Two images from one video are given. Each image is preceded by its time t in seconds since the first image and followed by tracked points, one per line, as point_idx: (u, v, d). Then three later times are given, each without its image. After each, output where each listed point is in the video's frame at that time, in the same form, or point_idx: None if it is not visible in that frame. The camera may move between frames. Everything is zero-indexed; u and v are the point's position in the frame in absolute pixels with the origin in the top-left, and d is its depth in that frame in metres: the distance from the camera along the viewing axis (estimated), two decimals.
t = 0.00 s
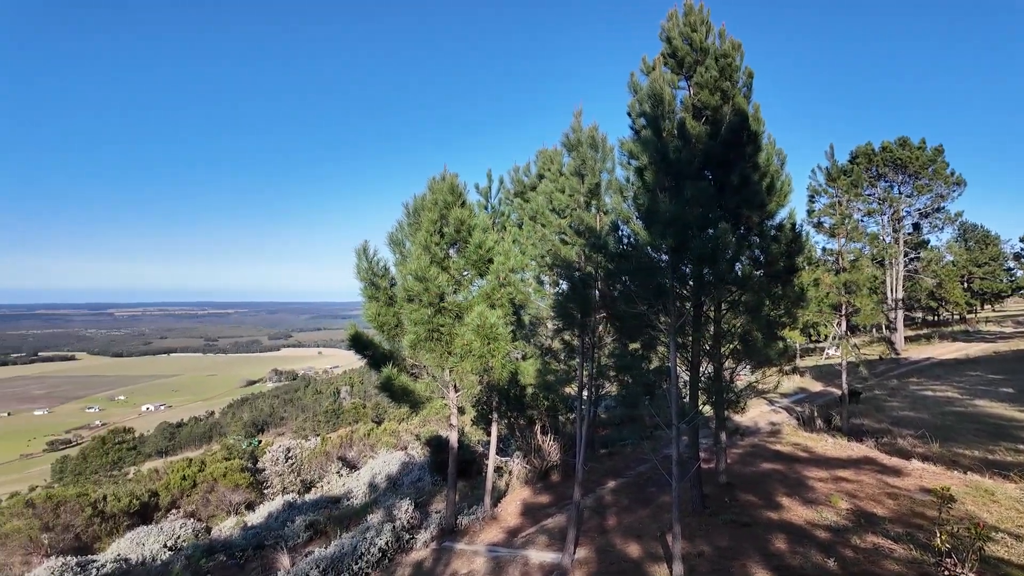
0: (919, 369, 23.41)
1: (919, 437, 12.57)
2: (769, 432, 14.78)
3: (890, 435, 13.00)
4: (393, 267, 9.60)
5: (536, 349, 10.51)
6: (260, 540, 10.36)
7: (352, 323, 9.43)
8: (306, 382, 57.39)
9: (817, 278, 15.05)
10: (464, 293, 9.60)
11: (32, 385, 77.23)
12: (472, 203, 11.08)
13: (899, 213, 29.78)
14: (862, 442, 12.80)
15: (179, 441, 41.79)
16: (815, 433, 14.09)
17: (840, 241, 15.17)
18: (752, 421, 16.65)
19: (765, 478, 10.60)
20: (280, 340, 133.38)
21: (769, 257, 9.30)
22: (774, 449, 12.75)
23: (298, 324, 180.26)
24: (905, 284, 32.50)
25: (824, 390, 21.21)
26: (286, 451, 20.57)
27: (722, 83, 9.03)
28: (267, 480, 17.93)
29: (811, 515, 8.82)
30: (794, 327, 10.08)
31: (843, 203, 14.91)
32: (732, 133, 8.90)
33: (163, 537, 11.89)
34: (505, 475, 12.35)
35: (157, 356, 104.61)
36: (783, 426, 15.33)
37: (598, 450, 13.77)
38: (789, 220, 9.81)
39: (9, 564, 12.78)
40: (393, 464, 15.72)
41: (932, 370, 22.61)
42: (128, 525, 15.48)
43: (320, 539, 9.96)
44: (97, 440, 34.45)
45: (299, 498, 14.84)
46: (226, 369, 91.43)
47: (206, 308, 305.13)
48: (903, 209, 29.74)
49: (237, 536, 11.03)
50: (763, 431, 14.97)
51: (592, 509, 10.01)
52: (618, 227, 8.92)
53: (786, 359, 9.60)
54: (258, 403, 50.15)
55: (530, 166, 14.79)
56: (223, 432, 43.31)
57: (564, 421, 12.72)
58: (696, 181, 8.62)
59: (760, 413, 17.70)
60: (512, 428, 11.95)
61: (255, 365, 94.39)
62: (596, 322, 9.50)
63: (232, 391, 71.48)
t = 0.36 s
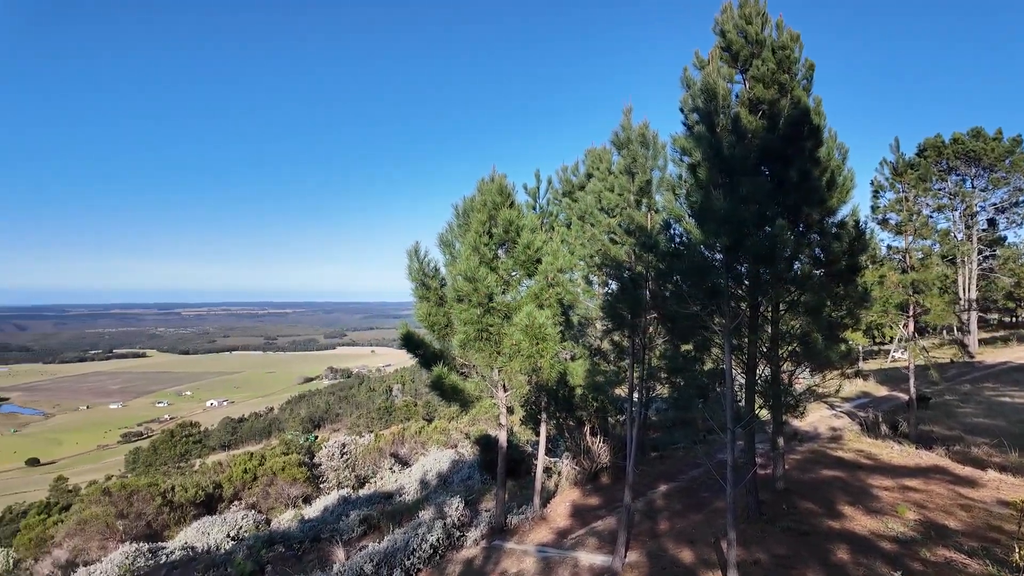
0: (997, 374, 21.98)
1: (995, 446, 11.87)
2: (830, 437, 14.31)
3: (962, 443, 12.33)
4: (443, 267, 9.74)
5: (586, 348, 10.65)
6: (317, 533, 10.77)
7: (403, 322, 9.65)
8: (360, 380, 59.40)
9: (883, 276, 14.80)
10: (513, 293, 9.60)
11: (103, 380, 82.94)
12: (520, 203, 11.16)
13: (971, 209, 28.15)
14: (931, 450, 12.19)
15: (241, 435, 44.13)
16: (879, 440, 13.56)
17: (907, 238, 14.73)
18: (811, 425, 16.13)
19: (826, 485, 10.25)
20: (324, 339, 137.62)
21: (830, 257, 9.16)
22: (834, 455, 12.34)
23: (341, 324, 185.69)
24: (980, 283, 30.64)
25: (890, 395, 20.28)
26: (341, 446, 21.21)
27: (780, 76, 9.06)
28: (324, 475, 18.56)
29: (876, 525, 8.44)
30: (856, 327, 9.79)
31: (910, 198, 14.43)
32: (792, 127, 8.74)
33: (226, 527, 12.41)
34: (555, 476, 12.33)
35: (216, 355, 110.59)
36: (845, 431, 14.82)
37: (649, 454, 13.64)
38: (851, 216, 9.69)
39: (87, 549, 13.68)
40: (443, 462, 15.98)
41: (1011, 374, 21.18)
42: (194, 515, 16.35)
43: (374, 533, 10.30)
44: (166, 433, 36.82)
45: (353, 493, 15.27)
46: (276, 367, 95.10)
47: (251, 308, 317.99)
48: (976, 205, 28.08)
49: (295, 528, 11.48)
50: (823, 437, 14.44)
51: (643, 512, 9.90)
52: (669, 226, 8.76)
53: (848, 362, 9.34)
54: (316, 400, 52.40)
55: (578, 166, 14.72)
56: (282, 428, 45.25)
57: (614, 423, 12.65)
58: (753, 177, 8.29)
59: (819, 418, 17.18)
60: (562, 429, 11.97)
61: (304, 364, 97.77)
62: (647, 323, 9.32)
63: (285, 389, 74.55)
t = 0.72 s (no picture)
0: None
1: None
2: (887, 443, 13.82)
3: None
4: (486, 268, 9.84)
5: (629, 349, 10.54)
6: (364, 529, 11.03)
7: (446, 322, 9.82)
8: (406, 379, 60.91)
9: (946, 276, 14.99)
10: (555, 293, 9.57)
11: (159, 375, 87.64)
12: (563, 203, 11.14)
13: None
14: (999, 459, 11.60)
15: (293, 432, 45.86)
16: (941, 447, 13.02)
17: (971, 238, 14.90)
18: (867, 431, 15.62)
19: (883, 493, 9.87)
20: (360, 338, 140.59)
21: (888, 255, 8.74)
22: (892, 461, 11.92)
23: (375, 323, 189.90)
24: None
25: (955, 400, 19.36)
26: (387, 443, 21.64)
27: (834, 68, 8.96)
28: (370, 471, 19.04)
29: (937, 536, 8.06)
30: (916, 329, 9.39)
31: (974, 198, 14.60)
32: (847, 120, 8.45)
33: (277, 520, 12.82)
34: (597, 478, 12.43)
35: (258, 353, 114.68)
36: (903, 437, 14.28)
37: (695, 458, 13.50)
38: (910, 213, 9.35)
39: (149, 538, 14.48)
40: (487, 461, 16.12)
41: None
42: (247, 507, 16.99)
43: (419, 530, 10.51)
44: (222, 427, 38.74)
45: (398, 490, 15.49)
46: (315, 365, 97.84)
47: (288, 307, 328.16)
48: None
49: (344, 522, 11.83)
50: (879, 443, 13.91)
51: (689, 517, 9.75)
52: (717, 224, 8.58)
53: (908, 365, 8.90)
54: (364, 397, 53.94)
55: (621, 165, 14.55)
56: (330, 424, 46.73)
57: (659, 425, 12.53)
58: (805, 173, 7.98)
59: (876, 423, 16.63)
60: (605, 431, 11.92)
61: (343, 362, 100.08)
62: (692, 325, 9.15)
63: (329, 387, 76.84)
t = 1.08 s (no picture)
0: None
1: None
2: (942, 450, 13.30)
3: None
4: (524, 268, 9.88)
5: (670, 350, 10.38)
6: (405, 525, 11.25)
7: (485, 323, 9.90)
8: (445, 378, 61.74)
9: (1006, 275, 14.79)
10: (594, 294, 9.49)
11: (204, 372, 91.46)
12: (604, 203, 11.08)
13: None
14: None
15: (336, 429, 46.99)
16: (1001, 455, 12.46)
17: None
18: (921, 437, 15.05)
19: (938, 501, 9.48)
20: (392, 337, 142.71)
21: (943, 253, 8.46)
22: (948, 469, 11.47)
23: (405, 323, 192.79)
24: None
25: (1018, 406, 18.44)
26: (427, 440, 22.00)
27: (884, 60, 8.71)
28: (411, 469, 19.40)
29: (999, 549, 7.68)
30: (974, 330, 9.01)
31: None
32: (898, 114, 8.18)
33: (321, 515, 13.14)
34: (638, 480, 12.16)
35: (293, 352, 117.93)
36: (960, 444, 13.73)
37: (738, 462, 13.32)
38: (968, 210, 8.96)
39: (200, 531, 14.72)
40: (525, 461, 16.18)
41: None
42: (293, 502, 17.53)
43: (459, 528, 10.66)
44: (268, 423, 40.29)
45: (438, 488, 15.66)
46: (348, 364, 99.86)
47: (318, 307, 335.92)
48: None
49: (386, 518, 12.09)
50: (934, 449, 13.39)
51: (732, 522, 9.56)
52: (762, 223, 8.43)
53: (965, 369, 8.53)
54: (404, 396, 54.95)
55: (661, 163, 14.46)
56: (371, 422, 47.86)
57: (700, 428, 12.38)
58: (855, 170, 7.71)
59: (930, 429, 16.02)
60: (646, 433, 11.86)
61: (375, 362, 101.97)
62: (736, 326, 9.00)
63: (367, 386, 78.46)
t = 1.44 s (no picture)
0: None
1: None
2: (1000, 457, 12.70)
3: None
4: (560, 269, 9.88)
5: (710, 351, 10.29)
6: (443, 523, 11.42)
7: (521, 322, 9.92)
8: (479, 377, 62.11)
9: None
10: (631, 294, 9.46)
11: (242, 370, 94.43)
12: (641, 202, 11.05)
13: None
14: None
15: (374, 428, 47.89)
16: None
17: None
18: (976, 443, 14.42)
19: (996, 511, 9.06)
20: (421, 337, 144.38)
21: (1000, 251, 8.02)
22: (1006, 477, 10.95)
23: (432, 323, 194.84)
24: None
25: None
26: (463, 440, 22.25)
27: (935, 51, 8.30)
28: (448, 468, 19.64)
29: None
30: None
31: None
32: (950, 108, 7.94)
33: (360, 511, 13.40)
34: (675, 483, 11.99)
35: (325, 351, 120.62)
36: (1020, 451, 13.09)
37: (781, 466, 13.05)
38: None
39: (245, 523, 15.11)
40: (561, 461, 16.21)
41: None
42: (332, 498, 17.96)
43: (496, 527, 10.77)
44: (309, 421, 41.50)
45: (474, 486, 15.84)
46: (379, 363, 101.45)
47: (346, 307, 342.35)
48: None
49: (424, 515, 12.30)
50: (992, 457, 12.79)
51: (774, 527, 9.37)
52: (806, 221, 8.32)
53: None
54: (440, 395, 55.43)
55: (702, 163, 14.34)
56: (409, 421, 48.68)
57: (741, 431, 12.17)
58: (905, 166, 7.44)
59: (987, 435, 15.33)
60: (684, 434, 11.79)
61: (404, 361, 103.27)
62: (780, 327, 8.78)
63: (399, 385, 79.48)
